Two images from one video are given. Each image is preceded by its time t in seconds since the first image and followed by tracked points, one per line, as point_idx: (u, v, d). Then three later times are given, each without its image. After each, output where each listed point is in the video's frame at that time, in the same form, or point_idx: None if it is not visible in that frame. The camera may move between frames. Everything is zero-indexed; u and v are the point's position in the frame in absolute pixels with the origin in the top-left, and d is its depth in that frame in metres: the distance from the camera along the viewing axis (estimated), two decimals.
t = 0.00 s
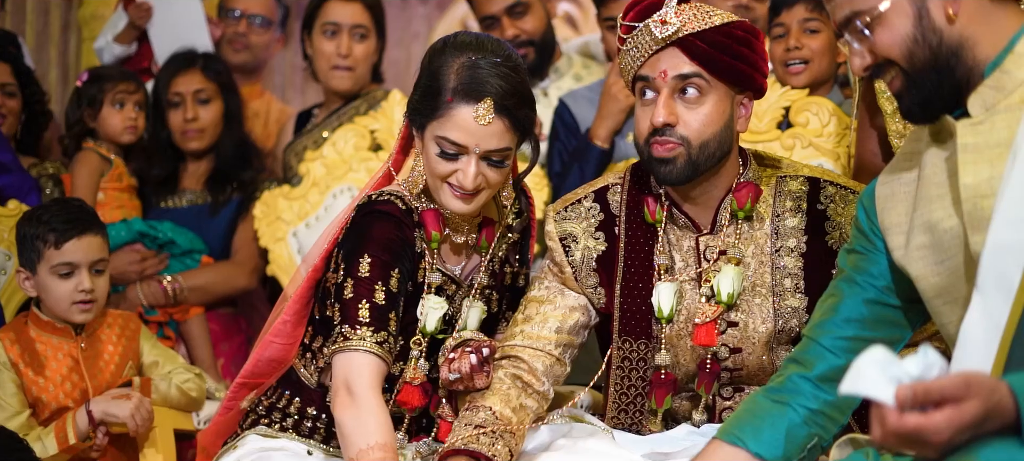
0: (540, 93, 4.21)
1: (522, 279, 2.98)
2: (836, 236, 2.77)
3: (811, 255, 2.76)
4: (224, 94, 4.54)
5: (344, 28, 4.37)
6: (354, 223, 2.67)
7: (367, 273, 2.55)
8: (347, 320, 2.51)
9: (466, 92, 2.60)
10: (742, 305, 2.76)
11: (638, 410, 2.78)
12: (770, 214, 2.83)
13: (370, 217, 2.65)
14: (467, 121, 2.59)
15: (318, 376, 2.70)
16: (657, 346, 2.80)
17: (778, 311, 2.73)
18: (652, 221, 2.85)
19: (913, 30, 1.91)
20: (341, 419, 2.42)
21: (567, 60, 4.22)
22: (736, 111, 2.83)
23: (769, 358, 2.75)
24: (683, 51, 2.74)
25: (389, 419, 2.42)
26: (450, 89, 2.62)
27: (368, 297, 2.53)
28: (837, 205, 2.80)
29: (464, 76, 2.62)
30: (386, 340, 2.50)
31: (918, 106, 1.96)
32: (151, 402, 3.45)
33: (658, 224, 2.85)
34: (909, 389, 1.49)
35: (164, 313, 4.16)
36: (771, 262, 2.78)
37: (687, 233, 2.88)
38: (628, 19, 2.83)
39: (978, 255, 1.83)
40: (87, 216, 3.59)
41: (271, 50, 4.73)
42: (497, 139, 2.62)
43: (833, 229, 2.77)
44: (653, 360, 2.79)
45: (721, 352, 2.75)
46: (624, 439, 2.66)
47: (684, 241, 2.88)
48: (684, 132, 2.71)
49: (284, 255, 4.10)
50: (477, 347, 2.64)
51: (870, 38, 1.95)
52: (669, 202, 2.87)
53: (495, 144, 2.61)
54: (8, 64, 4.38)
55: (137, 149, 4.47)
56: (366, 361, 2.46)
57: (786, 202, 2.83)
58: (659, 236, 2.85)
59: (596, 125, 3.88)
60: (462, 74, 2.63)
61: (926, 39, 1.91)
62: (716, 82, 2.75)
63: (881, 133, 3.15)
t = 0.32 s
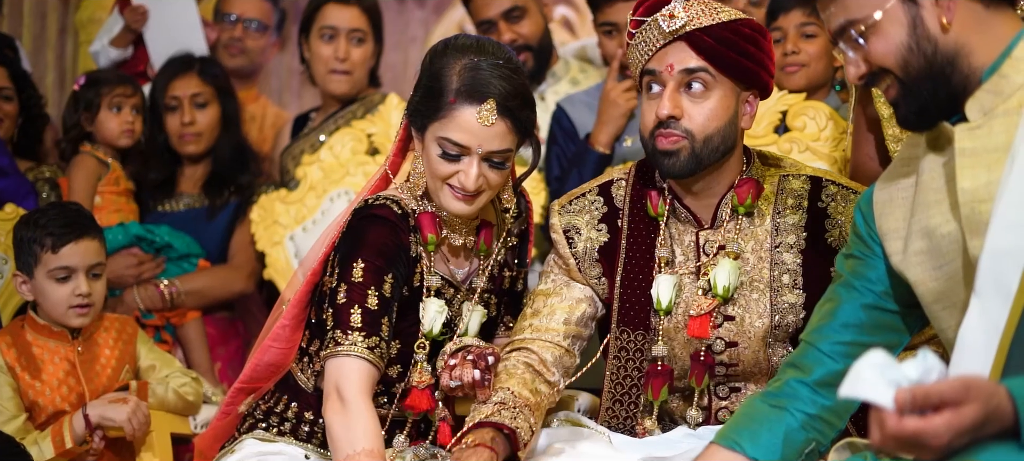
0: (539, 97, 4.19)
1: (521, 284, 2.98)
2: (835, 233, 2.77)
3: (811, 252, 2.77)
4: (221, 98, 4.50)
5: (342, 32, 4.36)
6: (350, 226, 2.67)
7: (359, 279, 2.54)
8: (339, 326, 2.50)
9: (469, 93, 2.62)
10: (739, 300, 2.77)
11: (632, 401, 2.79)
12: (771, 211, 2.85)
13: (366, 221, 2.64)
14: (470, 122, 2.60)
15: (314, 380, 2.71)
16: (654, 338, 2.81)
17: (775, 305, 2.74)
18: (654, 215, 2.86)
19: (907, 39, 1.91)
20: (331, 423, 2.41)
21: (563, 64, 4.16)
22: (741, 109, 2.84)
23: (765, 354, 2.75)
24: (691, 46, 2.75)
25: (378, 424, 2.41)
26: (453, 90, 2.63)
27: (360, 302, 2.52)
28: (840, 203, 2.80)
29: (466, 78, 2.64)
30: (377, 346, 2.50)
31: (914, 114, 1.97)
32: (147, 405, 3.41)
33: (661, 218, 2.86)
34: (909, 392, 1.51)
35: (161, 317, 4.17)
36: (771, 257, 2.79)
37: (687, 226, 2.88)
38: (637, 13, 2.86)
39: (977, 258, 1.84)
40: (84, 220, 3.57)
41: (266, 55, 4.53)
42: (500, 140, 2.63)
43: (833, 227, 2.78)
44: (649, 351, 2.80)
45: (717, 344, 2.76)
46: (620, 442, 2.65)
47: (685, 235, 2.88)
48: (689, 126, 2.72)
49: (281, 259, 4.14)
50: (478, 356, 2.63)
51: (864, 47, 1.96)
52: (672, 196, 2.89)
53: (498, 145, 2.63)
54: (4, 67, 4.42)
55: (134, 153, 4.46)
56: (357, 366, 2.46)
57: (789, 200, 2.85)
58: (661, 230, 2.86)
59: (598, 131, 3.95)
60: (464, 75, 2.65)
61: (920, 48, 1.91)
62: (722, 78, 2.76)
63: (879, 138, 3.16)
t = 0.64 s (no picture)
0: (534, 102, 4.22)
1: (518, 289, 2.99)
2: (835, 231, 2.80)
3: (809, 249, 2.79)
4: (218, 103, 4.50)
5: (338, 38, 4.36)
6: (345, 231, 2.67)
7: (353, 285, 2.54)
8: (333, 332, 2.50)
9: (467, 93, 2.63)
10: (737, 295, 2.80)
11: (630, 394, 2.79)
12: (771, 210, 2.87)
13: (361, 225, 2.65)
14: (469, 122, 2.62)
15: (311, 384, 2.71)
16: (654, 331, 2.81)
17: (773, 301, 2.76)
18: (657, 211, 2.87)
19: (901, 46, 1.93)
20: (326, 432, 2.42)
21: (560, 69, 4.22)
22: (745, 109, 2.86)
23: (762, 349, 2.76)
24: (695, 44, 2.78)
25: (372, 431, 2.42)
26: (451, 90, 2.64)
27: (355, 309, 2.52)
28: (840, 203, 2.82)
29: (464, 78, 2.64)
30: (371, 352, 2.49)
31: (909, 122, 1.98)
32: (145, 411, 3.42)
33: (663, 214, 2.87)
34: (907, 400, 1.51)
35: (157, 323, 4.15)
36: (770, 255, 2.81)
37: (688, 221, 2.90)
38: (645, 13, 2.88)
39: (973, 266, 1.84)
40: (82, 225, 3.57)
41: (262, 60, 4.63)
42: (498, 140, 2.64)
43: (833, 225, 2.80)
44: (649, 344, 2.80)
45: (713, 339, 2.77)
46: (620, 443, 2.65)
47: (687, 232, 2.90)
48: (692, 123, 2.75)
49: (278, 264, 4.09)
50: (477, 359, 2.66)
51: (859, 54, 1.98)
52: (675, 193, 2.90)
53: (496, 145, 2.64)
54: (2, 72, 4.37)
55: (131, 159, 4.44)
56: (351, 373, 2.46)
57: (789, 198, 2.87)
58: (664, 225, 2.88)
59: (596, 138, 3.92)
60: (461, 75, 2.65)
61: (915, 56, 1.92)
62: (726, 76, 2.78)
63: (875, 143, 3.16)
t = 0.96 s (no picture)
0: (534, 107, 4.20)
1: (516, 293, 2.98)
2: (836, 229, 2.80)
3: (810, 245, 2.80)
4: (217, 108, 4.48)
5: (337, 43, 4.38)
6: (342, 234, 2.67)
7: (349, 290, 2.55)
8: (328, 338, 2.51)
9: (464, 89, 2.67)
10: (738, 291, 2.81)
11: (631, 389, 2.81)
12: (773, 208, 2.88)
13: (358, 228, 2.65)
14: (468, 118, 2.66)
15: (309, 389, 2.70)
16: (656, 327, 2.82)
17: (774, 296, 2.77)
18: (662, 209, 2.89)
19: (898, 52, 1.93)
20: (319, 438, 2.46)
21: (558, 75, 4.18)
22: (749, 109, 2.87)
23: (762, 344, 2.76)
24: (701, 44, 2.80)
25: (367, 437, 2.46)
26: (448, 87, 2.68)
27: (349, 314, 2.53)
28: (840, 201, 2.83)
29: (460, 75, 2.69)
30: (366, 357, 2.51)
31: (905, 127, 1.99)
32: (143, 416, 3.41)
33: (667, 212, 2.89)
34: (904, 406, 1.52)
35: (156, 327, 4.21)
36: (770, 251, 2.82)
37: (692, 219, 2.91)
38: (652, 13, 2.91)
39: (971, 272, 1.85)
40: (81, 230, 3.58)
41: (260, 66, 4.52)
42: (497, 135, 2.69)
43: (833, 222, 2.81)
44: (651, 339, 2.82)
45: (714, 333, 2.78)
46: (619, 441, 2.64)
47: (691, 230, 2.91)
48: (697, 121, 2.77)
49: (276, 269, 4.15)
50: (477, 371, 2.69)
51: (855, 59, 1.99)
52: (679, 191, 2.92)
53: (495, 140, 2.68)
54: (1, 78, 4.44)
55: (130, 164, 4.47)
56: (347, 380, 2.48)
57: (790, 197, 2.89)
58: (668, 224, 2.89)
59: (594, 144, 3.99)
60: (456, 72, 2.70)
61: (911, 61, 1.92)
62: (730, 75, 2.81)
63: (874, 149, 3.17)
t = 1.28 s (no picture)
0: (530, 112, 4.22)
1: (510, 298, 2.98)
2: (836, 229, 2.84)
3: (811, 244, 2.83)
4: (215, 113, 4.49)
5: (336, 48, 4.38)
6: (334, 240, 2.67)
7: (338, 296, 2.54)
8: (318, 343, 2.51)
9: (460, 90, 2.68)
10: (737, 290, 2.83)
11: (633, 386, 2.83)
12: (774, 210, 2.91)
13: (350, 234, 2.64)
14: (465, 118, 2.67)
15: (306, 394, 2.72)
16: (658, 324, 2.84)
17: (774, 295, 2.80)
18: (664, 210, 2.90)
19: (895, 57, 1.94)
20: (310, 444, 2.46)
21: (556, 79, 4.24)
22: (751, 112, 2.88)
23: (762, 342, 2.78)
24: (704, 46, 2.82)
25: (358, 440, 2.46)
26: (444, 88, 2.69)
27: (339, 320, 2.52)
28: (841, 203, 2.87)
29: (455, 76, 2.70)
30: (356, 364, 2.51)
31: (903, 132, 1.99)
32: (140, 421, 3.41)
33: (670, 213, 2.90)
34: (900, 411, 1.51)
35: (153, 333, 4.17)
36: (771, 251, 2.85)
37: (695, 219, 2.92)
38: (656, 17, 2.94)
39: (968, 276, 1.86)
40: (79, 235, 3.58)
41: (258, 72, 4.58)
42: (493, 136, 2.69)
43: (833, 223, 2.84)
44: (653, 336, 2.83)
45: (714, 330, 2.79)
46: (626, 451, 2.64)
47: (693, 229, 2.92)
48: (701, 121, 2.78)
49: (273, 274, 4.07)
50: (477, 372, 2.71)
51: (853, 66, 1.99)
52: (681, 191, 2.93)
53: (491, 141, 2.69)
54: None
55: (128, 169, 4.44)
56: (336, 386, 2.48)
57: (792, 199, 2.91)
58: (671, 224, 2.90)
59: (593, 152, 3.90)
60: (450, 74, 2.71)
61: (908, 67, 1.93)
62: (734, 77, 2.82)
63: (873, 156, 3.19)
